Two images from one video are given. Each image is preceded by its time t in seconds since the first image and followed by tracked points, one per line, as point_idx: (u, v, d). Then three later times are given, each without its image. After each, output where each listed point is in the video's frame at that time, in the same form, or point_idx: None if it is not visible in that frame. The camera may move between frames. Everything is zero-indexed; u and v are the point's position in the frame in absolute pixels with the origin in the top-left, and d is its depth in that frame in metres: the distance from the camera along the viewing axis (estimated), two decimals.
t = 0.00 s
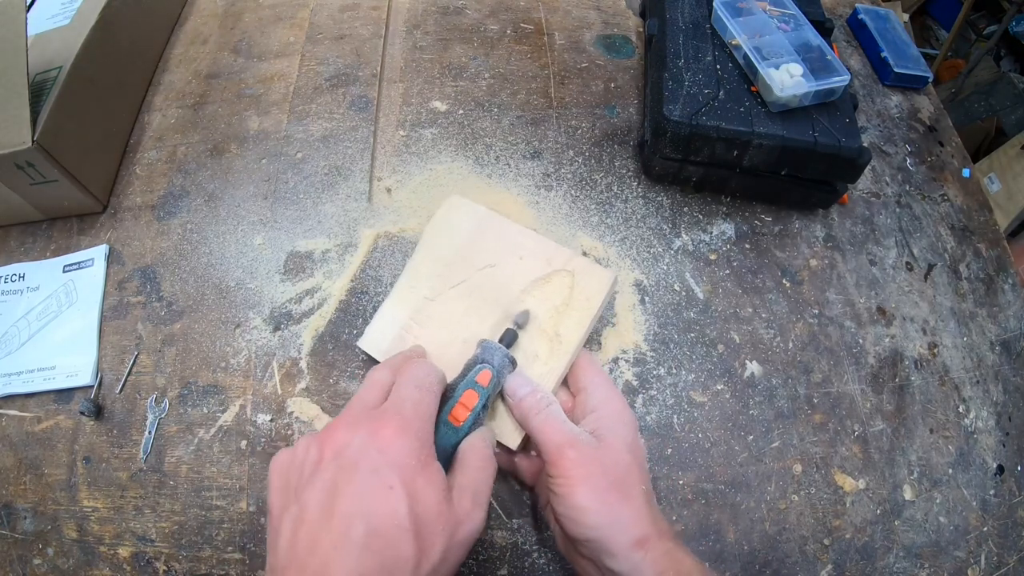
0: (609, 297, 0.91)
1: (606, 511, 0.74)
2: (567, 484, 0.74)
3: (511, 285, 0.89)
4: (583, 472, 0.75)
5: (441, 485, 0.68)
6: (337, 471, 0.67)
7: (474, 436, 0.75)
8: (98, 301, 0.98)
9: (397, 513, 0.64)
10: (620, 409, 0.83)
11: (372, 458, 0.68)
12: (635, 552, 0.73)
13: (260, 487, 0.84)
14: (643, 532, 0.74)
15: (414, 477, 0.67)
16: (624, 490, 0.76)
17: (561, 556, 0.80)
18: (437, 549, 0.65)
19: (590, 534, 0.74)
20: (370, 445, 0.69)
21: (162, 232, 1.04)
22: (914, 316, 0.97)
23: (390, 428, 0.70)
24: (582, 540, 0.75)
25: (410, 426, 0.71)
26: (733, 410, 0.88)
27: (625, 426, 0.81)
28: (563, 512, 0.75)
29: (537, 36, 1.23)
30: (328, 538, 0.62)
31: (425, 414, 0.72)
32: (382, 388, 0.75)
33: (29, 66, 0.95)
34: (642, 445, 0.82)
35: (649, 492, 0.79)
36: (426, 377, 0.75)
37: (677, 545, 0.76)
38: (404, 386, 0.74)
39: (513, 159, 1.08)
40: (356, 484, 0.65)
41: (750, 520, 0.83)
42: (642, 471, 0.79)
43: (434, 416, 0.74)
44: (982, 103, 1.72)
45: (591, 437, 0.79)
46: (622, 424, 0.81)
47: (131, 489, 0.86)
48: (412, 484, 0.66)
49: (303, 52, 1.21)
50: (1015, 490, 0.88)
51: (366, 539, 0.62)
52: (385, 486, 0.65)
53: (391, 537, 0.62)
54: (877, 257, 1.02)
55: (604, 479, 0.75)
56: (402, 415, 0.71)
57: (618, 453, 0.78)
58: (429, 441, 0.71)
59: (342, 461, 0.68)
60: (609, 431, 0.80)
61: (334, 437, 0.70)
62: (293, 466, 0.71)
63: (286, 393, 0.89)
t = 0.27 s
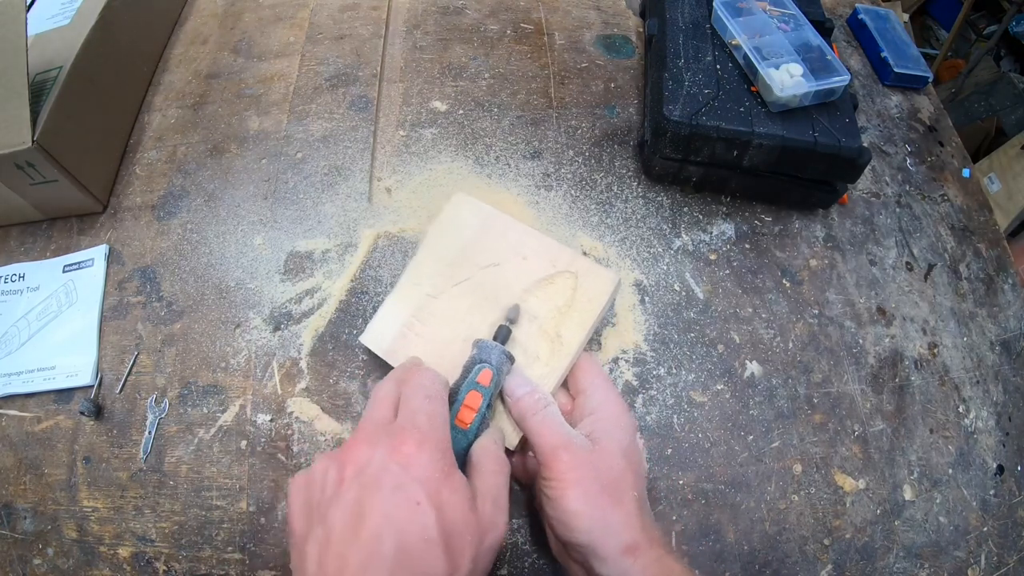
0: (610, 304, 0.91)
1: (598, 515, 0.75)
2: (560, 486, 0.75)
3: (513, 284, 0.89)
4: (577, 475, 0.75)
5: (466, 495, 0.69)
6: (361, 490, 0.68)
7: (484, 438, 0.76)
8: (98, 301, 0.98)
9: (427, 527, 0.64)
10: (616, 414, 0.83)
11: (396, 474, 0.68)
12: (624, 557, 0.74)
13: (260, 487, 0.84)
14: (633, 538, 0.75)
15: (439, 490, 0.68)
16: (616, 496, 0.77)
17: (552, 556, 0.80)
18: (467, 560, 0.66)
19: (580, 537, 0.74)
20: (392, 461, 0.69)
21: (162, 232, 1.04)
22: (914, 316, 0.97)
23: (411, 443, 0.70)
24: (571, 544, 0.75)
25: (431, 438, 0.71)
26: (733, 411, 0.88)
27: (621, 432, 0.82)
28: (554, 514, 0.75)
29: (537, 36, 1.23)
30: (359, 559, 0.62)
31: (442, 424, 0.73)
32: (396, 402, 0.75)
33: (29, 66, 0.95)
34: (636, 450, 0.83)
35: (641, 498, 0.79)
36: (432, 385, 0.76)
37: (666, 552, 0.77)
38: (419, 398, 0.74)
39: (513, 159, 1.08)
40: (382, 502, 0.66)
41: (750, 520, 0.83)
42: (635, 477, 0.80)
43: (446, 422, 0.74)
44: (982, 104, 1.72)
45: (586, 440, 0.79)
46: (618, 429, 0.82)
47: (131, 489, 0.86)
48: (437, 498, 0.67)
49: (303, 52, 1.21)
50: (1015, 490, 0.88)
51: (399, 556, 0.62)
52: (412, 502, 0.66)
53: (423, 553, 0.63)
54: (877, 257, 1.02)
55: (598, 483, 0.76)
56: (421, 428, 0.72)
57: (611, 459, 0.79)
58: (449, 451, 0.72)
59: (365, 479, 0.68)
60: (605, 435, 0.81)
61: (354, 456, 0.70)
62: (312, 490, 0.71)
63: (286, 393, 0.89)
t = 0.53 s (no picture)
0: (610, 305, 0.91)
1: (613, 511, 0.74)
2: (574, 485, 0.74)
3: (515, 288, 0.89)
4: (589, 473, 0.75)
5: (438, 484, 0.68)
6: (337, 455, 0.67)
7: (475, 436, 0.75)
8: (98, 301, 0.98)
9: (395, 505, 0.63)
10: (625, 410, 0.83)
11: (374, 446, 0.67)
12: (643, 552, 0.73)
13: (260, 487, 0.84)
14: (650, 532, 0.74)
15: (414, 471, 0.67)
16: (631, 490, 0.76)
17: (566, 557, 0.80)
18: (423, 548, 0.65)
19: (597, 534, 0.73)
20: (374, 433, 0.68)
21: (162, 232, 1.04)
22: (914, 316, 0.97)
23: (395, 420, 0.70)
24: (589, 541, 0.75)
25: (415, 421, 0.71)
26: (733, 411, 0.88)
27: (630, 426, 0.81)
28: (570, 513, 0.75)
29: (537, 36, 1.23)
30: (322, 521, 0.61)
31: (432, 410, 0.73)
32: (391, 380, 0.75)
33: (29, 67, 0.95)
34: (647, 445, 0.82)
35: (656, 493, 0.79)
36: (436, 373, 0.76)
37: (685, 545, 0.76)
38: (414, 381, 0.74)
39: (513, 159, 1.08)
40: (356, 470, 0.65)
41: (750, 520, 0.83)
42: (648, 471, 0.79)
43: (440, 411, 0.74)
44: (982, 104, 1.72)
45: (597, 438, 0.79)
46: (627, 424, 0.81)
47: (131, 489, 0.86)
48: (410, 478, 0.66)
49: (303, 52, 1.21)
50: (1015, 490, 0.88)
51: (357, 525, 0.60)
52: (384, 476, 0.65)
53: (385, 529, 0.61)
54: (877, 257, 1.02)
55: (611, 479, 0.76)
56: (409, 409, 0.71)
57: (623, 454, 0.78)
58: (432, 438, 0.72)
59: (343, 445, 0.67)
60: (614, 431, 0.80)
61: (337, 421, 0.70)
62: (290, 447, 0.70)
63: (286, 393, 0.89)
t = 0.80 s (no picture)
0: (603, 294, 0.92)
1: (612, 502, 0.74)
2: (571, 476, 0.75)
3: (506, 285, 0.89)
4: (586, 464, 0.75)
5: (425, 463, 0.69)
6: (325, 430, 0.68)
7: (465, 425, 0.75)
8: (98, 301, 0.98)
9: (379, 482, 0.64)
10: (620, 402, 0.83)
11: (362, 423, 0.68)
12: (643, 541, 0.73)
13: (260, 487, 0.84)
14: (649, 522, 0.74)
15: (400, 449, 0.68)
16: (628, 480, 0.77)
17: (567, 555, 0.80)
18: (409, 527, 0.65)
19: (596, 525, 0.73)
20: (362, 409, 0.69)
21: (162, 232, 1.04)
22: (914, 316, 0.97)
23: (384, 397, 0.70)
24: (589, 533, 0.74)
25: (405, 400, 0.71)
26: (733, 410, 0.88)
27: (626, 419, 0.81)
28: (568, 505, 0.75)
29: (537, 36, 1.23)
30: (307, 494, 0.63)
31: (422, 390, 0.73)
32: (384, 360, 0.76)
33: (29, 66, 0.95)
34: (643, 437, 0.82)
35: (654, 484, 0.79)
36: (430, 357, 0.76)
37: (685, 535, 0.76)
38: (406, 361, 0.74)
39: (512, 159, 1.08)
40: (342, 446, 0.66)
41: (750, 520, 0.83)
42: (644, 463, 0.79)
43: (429, 396, 0.74)
44: (982, 104, 1.72)
45: (592, 430, 0.79)
46: (623, 416, 0.82)
47: (131, 489, 0.86)
48: (397, 455, 0.67)
49: (303, 52, 1.21)
50: (1015, 490, 0.88)
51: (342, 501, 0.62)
52: (371, 453, 0.66)
53: (367, 504, 0.63)
54: (877, 257, 1.02)
55: (608, 470, 0.76)
56: (399, 387, 0.72)
57: (619, 446, 0.79)
58: (421, 419, 0.72)
59: (331, 421, 0.69)
60: (610, 423, 0.81)
61: (326, 396, 0.71)
62: (279, 420, 0.71)
63: (286, 393, 0.89)
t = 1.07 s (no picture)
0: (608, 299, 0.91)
1: (605, 507, 0.76)
2: (566, 480, 0.75)
3: (512, 283, 0.89)
4: (582, 469, 0.76)
5: (450, 463, 0.70)
6: (345, 445, 0.69)
7: (479, 422, 0.76)
8: (98, 301, 0.98)
9: (406, 490, 0.66)
10: (619, 407, 0.83)
11: (381, 434, 0.69)
12: (633, 547, 0.75)
13: (260, 487, 0.84)
14: (640, 528, 0.76)
15: (423, 454, 0.69)
16: (622, 486, 0.78)
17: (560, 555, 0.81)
18: (443, 530, 0.67)
19: (588, 529, 0.75)
20: (379, 420, 0.70)
21: (162, 232, 1.04)
22: (914, 316, 0.97)
23: (401, 404, 0.71)
24: (580, 536, 0.76)
25: (421, 404, 0.72)
26: (733, 411, 0.88)
27: (624, 424, 0.82)
28: (562, 508, 0.76)
29: (537, 36, 1.23)
30: (336, 512, 0.65)
31: (437, 392, 0.74)
32: (392, 370, 0.77)
33: (29, 66, 0.95)
34: (640, 441, 0.83)
35: (648, 489, 0.80)
36: (437, 359, 0.76)
37: (676, 543, 0.78)
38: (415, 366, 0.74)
39: (513, 159, 1.08)
40: (365, 460, 0.68)
41: (750, 520, 0.83)
42: (640, 468, 0.80)
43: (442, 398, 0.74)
44: (982, 103, 1.72)
45: (590, 435, 0.79)
46: (621, 420, 0.82)
47: (131, 489, 0.86)
48: (420, 461, 0.68)
49: (303, 52, 1.21)
50: (1015, 490, 0.88)
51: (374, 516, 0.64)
52: (395, 463, 0.67)
53: (397, 515, 0.65)
54: (877, 257, 1.02)
55: (603, 476, 0.77)
56: (413, 393, 0.72)
57: (616, 451, 0.79)
58: (439, 421, 0.73)
59: (350, 436, 0.70)
60: (608, 427, 0.81)
61: (341, 412, 0.72)
62: (298, 440, 0.73)
63: (286, 393, 0.89)
